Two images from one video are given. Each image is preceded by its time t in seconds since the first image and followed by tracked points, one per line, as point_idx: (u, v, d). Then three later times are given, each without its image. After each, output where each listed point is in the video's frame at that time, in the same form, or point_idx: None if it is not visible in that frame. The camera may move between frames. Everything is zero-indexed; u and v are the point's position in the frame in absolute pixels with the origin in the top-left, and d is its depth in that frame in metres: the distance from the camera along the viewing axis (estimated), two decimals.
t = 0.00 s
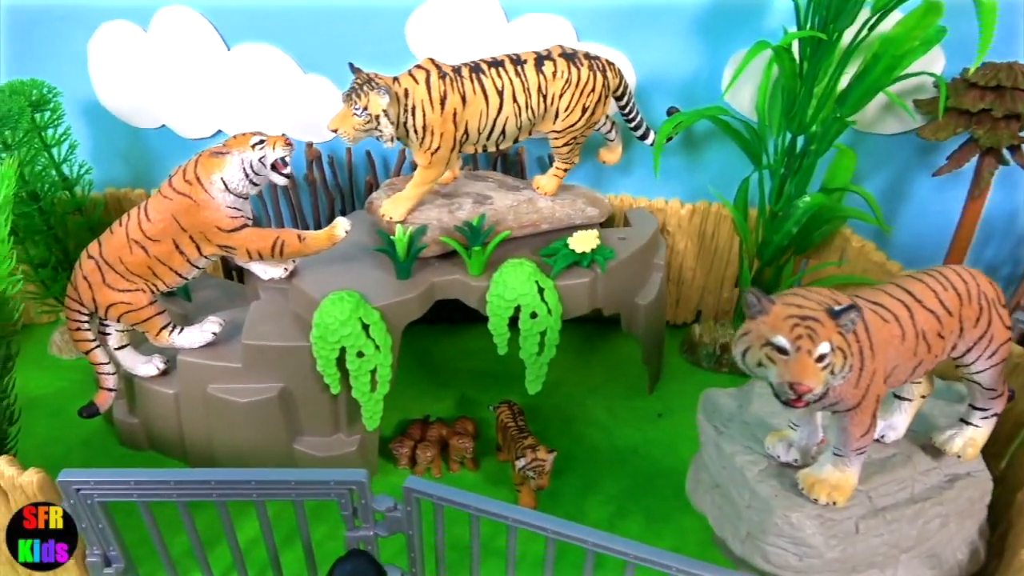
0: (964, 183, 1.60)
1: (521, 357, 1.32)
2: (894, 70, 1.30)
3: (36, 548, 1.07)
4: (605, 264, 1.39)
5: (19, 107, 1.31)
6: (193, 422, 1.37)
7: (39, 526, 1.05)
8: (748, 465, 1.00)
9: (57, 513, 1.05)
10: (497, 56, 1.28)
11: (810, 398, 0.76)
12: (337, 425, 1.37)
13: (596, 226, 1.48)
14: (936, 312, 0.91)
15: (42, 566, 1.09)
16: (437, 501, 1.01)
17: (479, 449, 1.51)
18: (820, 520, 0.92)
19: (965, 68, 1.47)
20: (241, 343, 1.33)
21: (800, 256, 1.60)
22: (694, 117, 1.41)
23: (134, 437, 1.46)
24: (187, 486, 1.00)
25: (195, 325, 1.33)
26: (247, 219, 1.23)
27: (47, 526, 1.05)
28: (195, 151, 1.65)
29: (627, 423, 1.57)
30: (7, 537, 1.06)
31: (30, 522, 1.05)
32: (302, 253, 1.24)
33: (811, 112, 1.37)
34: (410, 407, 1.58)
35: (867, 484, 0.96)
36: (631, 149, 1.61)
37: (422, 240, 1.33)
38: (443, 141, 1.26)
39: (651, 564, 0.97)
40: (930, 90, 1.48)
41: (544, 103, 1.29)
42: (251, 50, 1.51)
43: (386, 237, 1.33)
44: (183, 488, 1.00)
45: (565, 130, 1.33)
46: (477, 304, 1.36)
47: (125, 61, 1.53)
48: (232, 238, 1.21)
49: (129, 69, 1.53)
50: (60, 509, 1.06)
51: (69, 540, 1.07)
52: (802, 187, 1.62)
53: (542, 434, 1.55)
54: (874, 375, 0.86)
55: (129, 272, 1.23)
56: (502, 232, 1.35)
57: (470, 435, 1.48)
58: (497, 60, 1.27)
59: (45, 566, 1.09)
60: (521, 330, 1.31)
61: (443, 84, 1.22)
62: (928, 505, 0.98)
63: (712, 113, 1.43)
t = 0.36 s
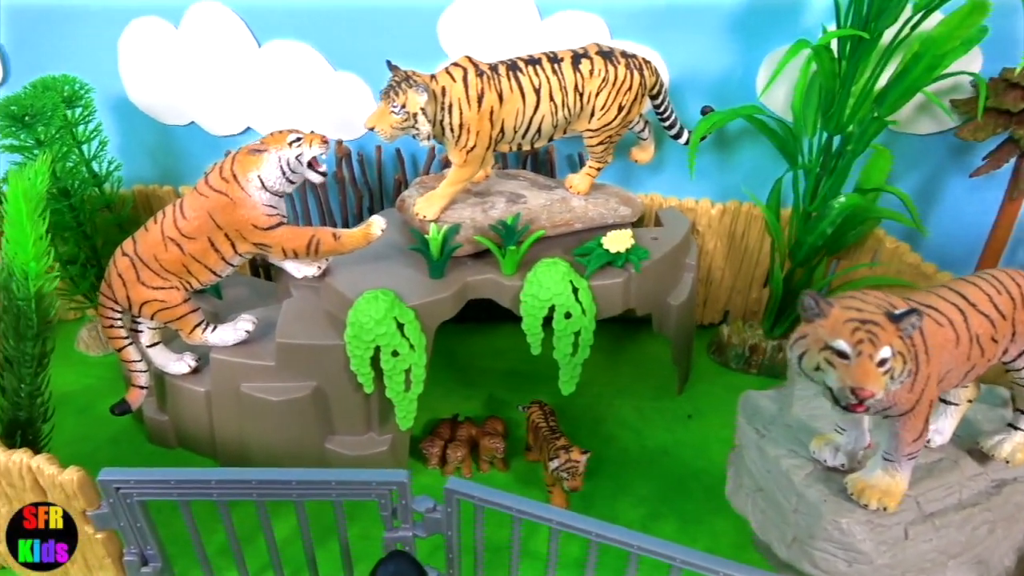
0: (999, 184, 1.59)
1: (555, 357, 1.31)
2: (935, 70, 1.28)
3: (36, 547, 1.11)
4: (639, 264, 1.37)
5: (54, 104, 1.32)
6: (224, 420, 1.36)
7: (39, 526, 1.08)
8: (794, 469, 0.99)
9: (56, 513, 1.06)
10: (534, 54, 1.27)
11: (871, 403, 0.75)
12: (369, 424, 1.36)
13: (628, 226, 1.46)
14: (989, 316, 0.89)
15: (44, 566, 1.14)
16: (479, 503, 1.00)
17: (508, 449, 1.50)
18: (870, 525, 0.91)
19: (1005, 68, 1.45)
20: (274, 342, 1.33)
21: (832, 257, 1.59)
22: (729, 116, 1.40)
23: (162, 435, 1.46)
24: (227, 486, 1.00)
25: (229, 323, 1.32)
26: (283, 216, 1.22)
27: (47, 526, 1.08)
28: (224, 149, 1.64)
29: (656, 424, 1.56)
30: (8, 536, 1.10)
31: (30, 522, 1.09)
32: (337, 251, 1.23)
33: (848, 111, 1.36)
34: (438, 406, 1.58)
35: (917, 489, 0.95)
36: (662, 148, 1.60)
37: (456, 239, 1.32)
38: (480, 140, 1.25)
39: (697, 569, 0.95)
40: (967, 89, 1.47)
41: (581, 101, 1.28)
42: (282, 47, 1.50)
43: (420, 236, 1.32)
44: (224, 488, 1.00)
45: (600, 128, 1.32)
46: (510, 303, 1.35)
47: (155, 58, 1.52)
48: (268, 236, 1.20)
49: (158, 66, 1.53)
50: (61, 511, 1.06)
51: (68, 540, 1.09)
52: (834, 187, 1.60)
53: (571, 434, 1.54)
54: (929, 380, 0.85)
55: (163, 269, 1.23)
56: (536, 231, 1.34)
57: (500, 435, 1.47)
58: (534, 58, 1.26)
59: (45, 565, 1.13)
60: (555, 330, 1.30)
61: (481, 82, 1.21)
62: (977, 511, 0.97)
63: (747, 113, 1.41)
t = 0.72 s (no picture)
0: None
1: (597, 357, 1.31)
2: (980, 69, 1.27)
3: (36, 548, 1.12)
4: (680, 264, 1.37)
5: (96, 104, 1.32)
6: (265, 419, 1.36)
7: (39, 526, 1.10)
8: (850, 471, 0.99)
9: (56, 514, 1.10)
10: (577, 53, 1.27)
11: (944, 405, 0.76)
12: (411, 423, 1.36)
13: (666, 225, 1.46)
14: None
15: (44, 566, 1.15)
16: (532, 502, 0.99)
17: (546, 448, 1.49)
18: (931, 527, 0.91)
19: None
20: (316, 341, 1.33)
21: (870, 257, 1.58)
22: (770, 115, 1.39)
23: (202, 434, 1.46)
24: (280, 486, 1.00)
25: (271, 323, 1.32)
26: (328, 216, 1.22)
27: (47, 526, 1.10)
28: (259, 148, 1.64)
29: (693, 424, 1.56)
30: (7, 536, 1.11)
31: (30, 522, 1.10)
32: (381, 251, 1.23)
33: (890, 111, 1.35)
34: (475, 405, 1.58)
35: (975, 491, 0.94)
36: (698, 147, 1.60)
37: (498, 239, 1.32)
38: (523, 139, 1.25)
39: (757, 571, 0.95)
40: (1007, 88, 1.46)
41: (624, 101, 1.27)
42: (318, 46, 1.50)
43: (461, 236, 1.32)
44: (278, 487, 1.00)
45: (642, 128, 1.31)
46: (552, 303, 1.35)
47: (190, 57, 1.52)
48: (313, 236, 1.20)
49: (194, 65, 1.53)
50: (61, 511, 1.10)
51: (69, 540, 1.12)
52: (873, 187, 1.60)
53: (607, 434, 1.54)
54: (993, 383, 0.84)
55: (208, 269, 1.23)
56: (578, 231, 1.33)
57: (538, 434, 1.47)
58: (577, 57, 1.25)
59: (46, 566, 1.14)
60: (597, 330, 1.30)
61: (526, 81, 1.21)
62: None
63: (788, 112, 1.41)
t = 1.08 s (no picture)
0: None
1: (657, 365, 1.31)
2: None
3: (36, 547, 1.21)
4: (738, 271, 1.36)
5: (157, 110, 1.33)
6: (322, 424, 1.37)
7: (39, 526, 1.18)
8: (929, 482, 1.00)
9: (57, 513, 1.17)
10: (640, 60, 1.27)
11: None
12: (468, 429, 1.37)
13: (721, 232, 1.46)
14: None
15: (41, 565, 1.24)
16: (608, 513, 1.00)
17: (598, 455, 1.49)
18: (1015, 540, 0.92)
19: None
20: (375, 347, 1.33)
21: (923, 265, 1.57)
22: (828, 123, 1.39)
23: (256, 438, 1.47)
24: (356, 493, 1.00)
25: (332, 328, 1.32)
26: (393, 223, 1.22)
27: (47, 526, 1.18)
28: (311, 151, 1.64)
29: (743, 431, 1.56)
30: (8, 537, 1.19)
31: (30, 522, 1.18)
32: (445, 257, 1.24)
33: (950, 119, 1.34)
34: (524, 410, 1.58)
35: None
36: (750, 153, 1.59)
37: (558, 246, 1.32)
38: (587, 147, 1.25)
39: None
40: None
41: (686, 108, 1.27)
42: (374, 51, 1.51)
43: (521, 243, 1.32)
44: (354, 494, 1.01)
45: (703, 135, 1.31)
46: (610, 310, 1.35)
47: (244, 61, 1.52)
48: (379, 242, 1.20)
49: (247, 69, 1.53)
50: (61, 510, 1.18)
51: (68, 540, 1.21)
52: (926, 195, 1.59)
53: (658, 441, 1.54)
54: None
55: (273, 274, 1.24)
56: (637, 238, 1.33)
57: (591, 440, 1.47)
58: (641, 65, 1.25)
59: (43, 565, 1.23)
60: (657, 337, 1.30)
61: (592, 89, 1.21)
62: None
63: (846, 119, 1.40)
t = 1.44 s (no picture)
0: None
1: (718, 375, 1.31)
2: None
3: (36, 548, 1.22)
4: (798, 282, 1.36)
5: (224, 118, 1.34)
6: (382, 431, 1.38)
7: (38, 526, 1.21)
8: (1007, 498, 1.02)
9: (57, 513, 1.22)
10: (706, 71, 1.27)
11: None
12: (527, 437, 1.37)
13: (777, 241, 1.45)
14: None
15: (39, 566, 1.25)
16: (685, 525, 1.00)
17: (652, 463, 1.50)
18: None
19: None
20: (436, 355, 1.34)
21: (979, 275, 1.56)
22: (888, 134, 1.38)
23: (312, 443, 1.48)
24: (432, 503, 1.01)
25: (395, 335, 1.33)
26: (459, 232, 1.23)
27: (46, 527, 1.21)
28: (363, 158, 1.65)
29: (795, 441, 1.55)
30: (8, 536, 1.21)
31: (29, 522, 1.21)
32: (510, 267, 1.24)
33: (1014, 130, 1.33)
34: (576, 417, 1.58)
35: None
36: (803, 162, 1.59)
37: (619, 256, 1.32)
38: (652, 158, 1.25)
39: None
40: None
41: (751, 119, 1.28)
42: (430, 59, 1.51)
43: (582, 253, 1.32)
44: (430, 505, 1.01)
45: (765, 146, 1.32)
46: (669, 320, 1.35)
47: (301, 69, 1.53)
48: (446, 252, 1.21)
49: (304, 77, 1.54)
50: (60, 511, 1.23)
51: (67, 540, 1.24)
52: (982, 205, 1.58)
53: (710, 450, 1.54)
54: None
55: (339, 282, 1.24)
56: (698, 249, 1.33)
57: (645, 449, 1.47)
58: (707, 76, 1.25)
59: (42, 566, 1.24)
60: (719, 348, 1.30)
61: (659, 101, 1.21)
62: None
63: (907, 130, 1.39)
